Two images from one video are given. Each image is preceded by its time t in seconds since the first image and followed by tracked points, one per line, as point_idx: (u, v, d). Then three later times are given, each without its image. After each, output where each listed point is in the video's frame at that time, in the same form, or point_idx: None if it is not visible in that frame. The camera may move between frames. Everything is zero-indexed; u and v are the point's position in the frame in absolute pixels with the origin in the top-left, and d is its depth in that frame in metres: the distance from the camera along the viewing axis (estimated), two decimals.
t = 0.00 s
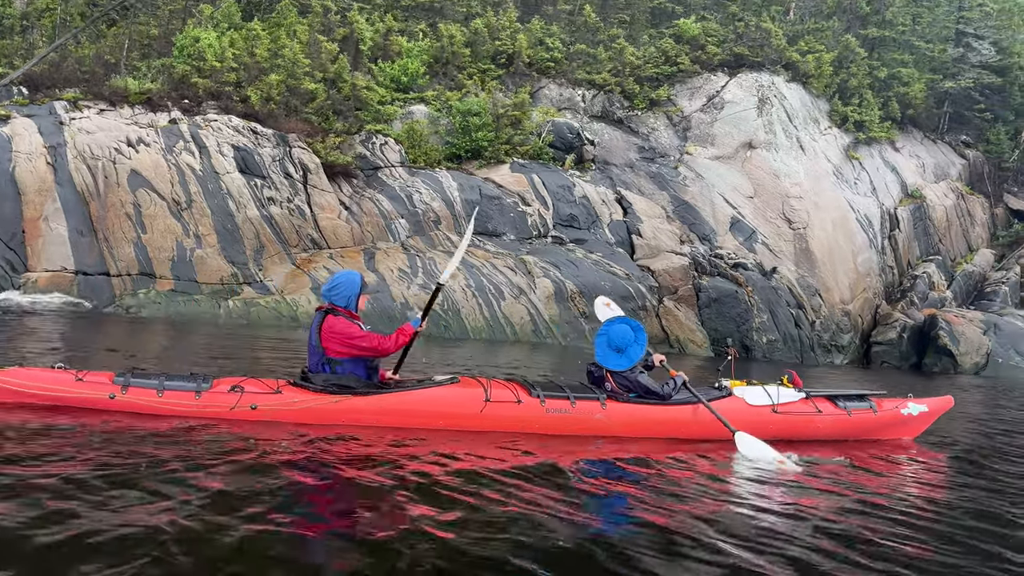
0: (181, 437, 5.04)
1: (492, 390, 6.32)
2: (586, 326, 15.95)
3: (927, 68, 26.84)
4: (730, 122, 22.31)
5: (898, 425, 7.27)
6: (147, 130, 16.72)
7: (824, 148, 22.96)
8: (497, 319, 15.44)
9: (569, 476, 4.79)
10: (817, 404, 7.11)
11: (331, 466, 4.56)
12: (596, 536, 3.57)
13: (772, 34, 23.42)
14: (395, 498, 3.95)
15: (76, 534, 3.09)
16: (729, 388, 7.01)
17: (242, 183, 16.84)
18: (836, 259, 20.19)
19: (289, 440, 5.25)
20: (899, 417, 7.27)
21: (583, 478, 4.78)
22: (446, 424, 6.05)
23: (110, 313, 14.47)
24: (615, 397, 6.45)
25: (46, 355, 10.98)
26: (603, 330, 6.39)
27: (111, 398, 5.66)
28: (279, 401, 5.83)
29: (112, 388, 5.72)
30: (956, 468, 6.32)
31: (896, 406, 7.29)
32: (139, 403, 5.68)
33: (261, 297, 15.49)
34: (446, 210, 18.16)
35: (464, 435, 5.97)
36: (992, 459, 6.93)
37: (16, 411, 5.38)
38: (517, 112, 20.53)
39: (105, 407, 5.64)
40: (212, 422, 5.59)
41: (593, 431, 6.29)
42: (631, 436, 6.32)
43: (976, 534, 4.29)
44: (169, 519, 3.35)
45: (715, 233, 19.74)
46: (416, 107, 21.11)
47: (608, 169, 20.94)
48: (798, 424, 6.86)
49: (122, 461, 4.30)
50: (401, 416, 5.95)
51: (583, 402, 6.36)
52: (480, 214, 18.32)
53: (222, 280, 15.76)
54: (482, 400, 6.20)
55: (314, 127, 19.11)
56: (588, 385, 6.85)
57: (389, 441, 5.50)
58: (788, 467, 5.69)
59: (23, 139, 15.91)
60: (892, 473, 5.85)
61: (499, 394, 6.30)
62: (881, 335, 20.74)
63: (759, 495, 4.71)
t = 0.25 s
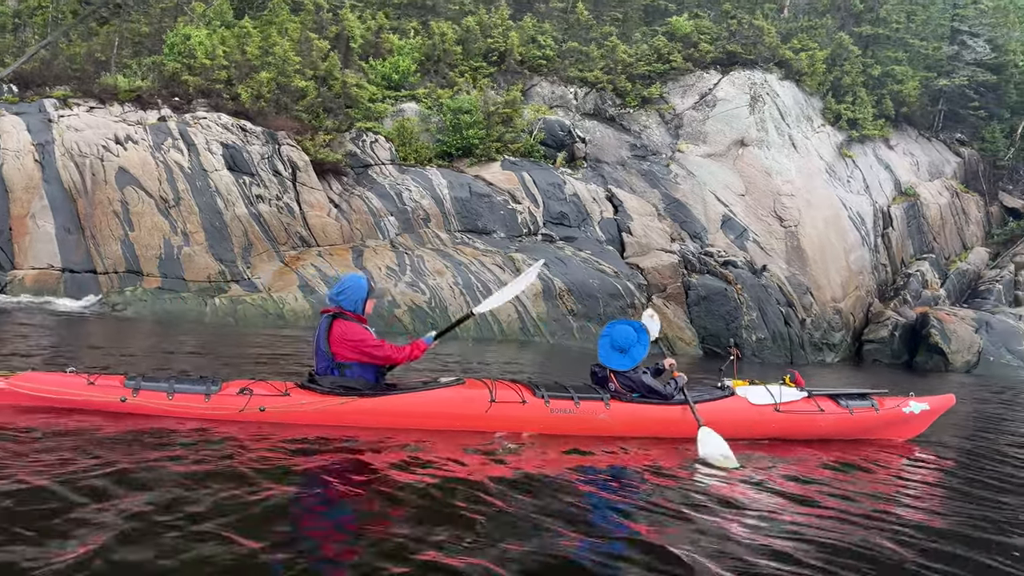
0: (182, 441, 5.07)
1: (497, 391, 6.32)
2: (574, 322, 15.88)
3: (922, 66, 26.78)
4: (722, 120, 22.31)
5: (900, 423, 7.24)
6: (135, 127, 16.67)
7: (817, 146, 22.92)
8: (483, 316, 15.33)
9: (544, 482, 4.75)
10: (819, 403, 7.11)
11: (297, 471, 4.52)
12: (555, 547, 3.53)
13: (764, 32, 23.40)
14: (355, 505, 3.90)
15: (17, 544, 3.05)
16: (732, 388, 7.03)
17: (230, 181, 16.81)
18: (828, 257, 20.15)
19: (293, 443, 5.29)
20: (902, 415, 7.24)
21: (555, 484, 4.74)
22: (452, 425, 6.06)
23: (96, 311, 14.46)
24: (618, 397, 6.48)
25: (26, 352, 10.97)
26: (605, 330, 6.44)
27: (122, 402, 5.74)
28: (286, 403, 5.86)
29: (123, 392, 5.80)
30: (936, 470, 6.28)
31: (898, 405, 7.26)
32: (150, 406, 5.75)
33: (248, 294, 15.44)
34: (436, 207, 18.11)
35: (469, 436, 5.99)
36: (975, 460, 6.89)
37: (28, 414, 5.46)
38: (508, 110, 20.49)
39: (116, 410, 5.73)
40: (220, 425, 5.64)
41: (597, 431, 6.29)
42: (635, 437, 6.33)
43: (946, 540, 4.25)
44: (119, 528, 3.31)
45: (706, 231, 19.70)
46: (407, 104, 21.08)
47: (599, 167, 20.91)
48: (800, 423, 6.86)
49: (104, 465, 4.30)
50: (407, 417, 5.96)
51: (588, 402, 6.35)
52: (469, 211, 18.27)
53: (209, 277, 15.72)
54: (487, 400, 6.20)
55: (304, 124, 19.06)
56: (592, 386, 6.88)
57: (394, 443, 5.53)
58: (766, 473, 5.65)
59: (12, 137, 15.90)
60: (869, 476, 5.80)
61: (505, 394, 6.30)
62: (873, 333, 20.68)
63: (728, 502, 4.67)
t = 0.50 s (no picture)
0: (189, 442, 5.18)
1: (502, 393, 6.49)
2: (563, 320, 15.82)
3: (918, 64, 26.71)
4: (716, 118, 22.31)
5: (903, 424, 7.35)
6: (126, 125, 16.65)
7: (811, 144, 22.87)
8: (473, 315, 15.38)
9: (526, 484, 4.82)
10: (823, 404, 7.25)
11: (276, 471, 4.57)
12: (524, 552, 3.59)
13: (759, 30, 23.37)
14: (328, 505, 3.96)
15: None
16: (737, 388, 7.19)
17: (221, 179, 16.78)
18: (822, 256, 20.13)
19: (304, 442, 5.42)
20: (904, 415, 7.35)
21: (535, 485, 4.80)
22: (459, 425, 6.22)
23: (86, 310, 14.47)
24: (623, 398, 6.63)
25: (12, 350, 10.97)
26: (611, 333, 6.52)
27: (133, 403, 5.84)
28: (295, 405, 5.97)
29: (134, 393, 5.92)
30: (915, 471, 6.32)
31: (901, 404, 7.37)
32: (161, 408, 5.85)
33: (238, 292, 15.40)
34: (427, 205, 18.07)
35: (476, 436, 6.12)
36: (956, 460, 6.93)
37: (42, 416, 5.59)
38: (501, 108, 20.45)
39: (128, 412, 5.84)
40: (231, 426, 5.74)
41: (601, 432, 6.45)
42: (637, 437, 6.49)
43: (914, 543, 4.31)
44: (93, 530, 3.37)
45: (699, 229, 19.69)
46: (400, 103, 21.05)
47: (592, 165, 20.88)
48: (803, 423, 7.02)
49: (96, 465, 4.38)
50: (415, 418, 6.11)
51: (592, 404, 6.53)
52: (461, 210, 18.21)
53: (199, 276, 15.70)
54: (493, 402, 6.37)
55: (295, 122, 18.98)
56: (597, 386, 7.02)
57: (403, 443, 5.67)
58: (746, 474, 5.71)
59: (2, 136, 15.88)
60: (845, 477, 5.86)
61: (510, 396, 6.47)
62: (867, 332, 20.62)
63: (702, 503, 4.72)
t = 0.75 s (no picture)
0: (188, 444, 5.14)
1: (512, 394, 6.40)
2: (552, 318, 15.79)
3: (915, 62, 26.63)
4: (710, 116, 22.29)
5: (913, 427, 7.10)
6: (118, 123, 16.54)
7: (807, 142, 22.81)
8: (464, 314, 15.34)
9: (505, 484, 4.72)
10: (832, 407, 6.99)
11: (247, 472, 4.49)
12: (490, 552, 3.49)
13: (754, 28, 23.31)
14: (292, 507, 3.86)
15: None
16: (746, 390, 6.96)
17: (212, 177, 16.73)
18: (816, 254, 20.08)
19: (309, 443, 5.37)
20: (915, 418, 7.09)
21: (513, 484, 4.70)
22: (468, 427, 6.13)
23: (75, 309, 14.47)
24: (631, 401, 6.52)
25: None
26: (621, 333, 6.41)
27: (145, 404, 5.85)
28: (305, 406, 5.92)
29: (146, 394, 5.90)
30: (905, 467, 6.20)
31: (911, 407, 7.10)
32: (173, 409, 5.85)
33: (228, 290, 15.39)
34: (420, 203, 18.02)
35: (485, 438, 6.04)
36: (948, 457, 6.80)
37: (55, 417, 5.60)
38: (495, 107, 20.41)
39: (140, 413, 5.84)
40: (241, 427, 5.72)
41: (608, 434, 6.35)
42: (648, 439, 6.37)
43: (896, 540, 4.19)
44: (43, 536, 3.29)
45: (692, 228, 19.63)
46: (393, 101, 21.04)
47: (587, 163, 20.83)
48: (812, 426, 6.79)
49: (76, 467, 4.35)
50: (424, 420, 6.05)
51: (601, 407, 6.42)
52: (454, 208, 18.16)
53: (190, 274, 15.72)
54: (502, 404, 6.28)
55: (288, 120, 18.87)
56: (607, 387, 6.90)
57: (411, 444, 5.60)
58: (730, 471, 5.60)
59: None
60: (829, 474, 5.78)
61: (519, 397, 6.38)
62: (862, 331, 20.61)
63: (681, 501, 4.62)
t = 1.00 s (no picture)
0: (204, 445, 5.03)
1: (521, 396, 6.34)
2: (546, 317, 15.76)
3: (915, 61, 26.54)
4: (708, 115, 22.25)
5: (924, 429, 7.11)
6: (111, 123, 16.59)
7: (805, 141, 22.75)
8: (456, 313, 15.14)
9: (488, 482, 4.65)
10: (843, 409, 6.99)
11: (223, 468, 4.42)
12: (464, 551, 3.42)
13: (752, 26, 23.32)
14: (264, 505, 3.80)
15: None
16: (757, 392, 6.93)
17: (206, 176, 16.73)
18: (813, 254, 20.02)
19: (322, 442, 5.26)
20: (926, 421, 7.10)
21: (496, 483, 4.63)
22: (478, 429, 6.06)
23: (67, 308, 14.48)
24: (642, 403, 6.46)
25: None
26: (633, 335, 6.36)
27: (157, 405, 5.70)
28: (316, 408, 5.82)
29: (158, 395, 5.77)
30: (895, 467, 6.13)
31: (923, 410, 7.12)
32: (185, 410, 5.71)
33: (221, 289, 15.39)
34: (414, 203, 17.99)
35: (500, 439, 5.97)
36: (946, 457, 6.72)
37: (67, 417, 5.44)
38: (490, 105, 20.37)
39: (153, 414, 5.69)
40: (252, 428, 5.60)
41: (620, 437, 6.26)
42: (659, 441, 6.29)
43: (884, 544, 4.11)
44: (6, 526, 3.23)
45: (689, 227, 19.57)
46: (389, 100, 21.03)
47: (583, 162, 20.79)
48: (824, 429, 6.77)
49: (63, 462, 4.28)
50: (434, 421, 5.96)
51: (611, 409, 6.35)
52: (449, 207, 18.13)
53: (183, 273, 15.71)
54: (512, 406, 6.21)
55: (282, 120, 18.87)
56: (617, 390, 6.85)
57: (423, 444, 5.51)
58: (718, 471, 5.52)
59: None
60: (815, 473, 5.71)
61: (528, 400, 6.32)
62: (860, 331, 20.57)
63: (663, 501, 4.54)
